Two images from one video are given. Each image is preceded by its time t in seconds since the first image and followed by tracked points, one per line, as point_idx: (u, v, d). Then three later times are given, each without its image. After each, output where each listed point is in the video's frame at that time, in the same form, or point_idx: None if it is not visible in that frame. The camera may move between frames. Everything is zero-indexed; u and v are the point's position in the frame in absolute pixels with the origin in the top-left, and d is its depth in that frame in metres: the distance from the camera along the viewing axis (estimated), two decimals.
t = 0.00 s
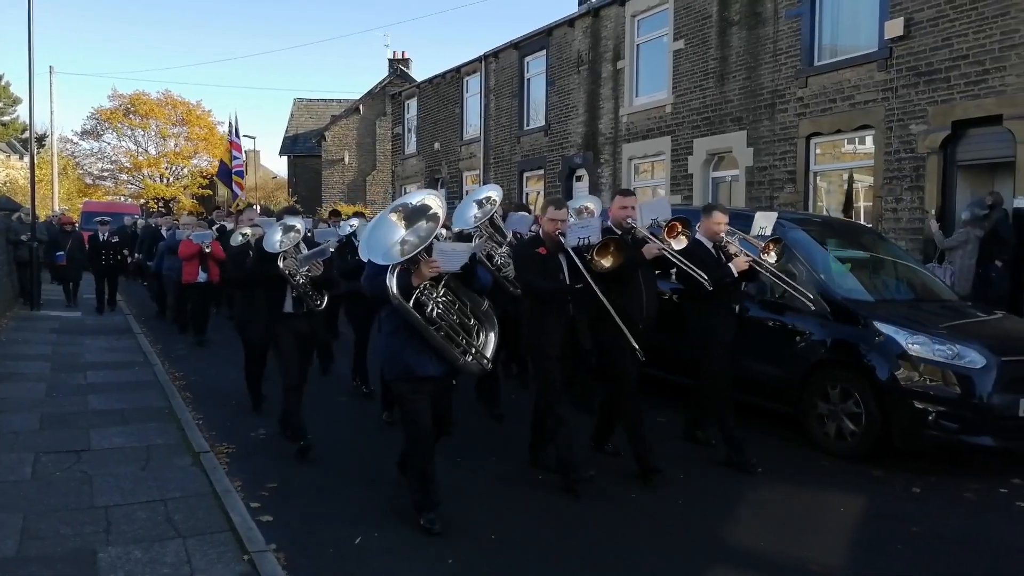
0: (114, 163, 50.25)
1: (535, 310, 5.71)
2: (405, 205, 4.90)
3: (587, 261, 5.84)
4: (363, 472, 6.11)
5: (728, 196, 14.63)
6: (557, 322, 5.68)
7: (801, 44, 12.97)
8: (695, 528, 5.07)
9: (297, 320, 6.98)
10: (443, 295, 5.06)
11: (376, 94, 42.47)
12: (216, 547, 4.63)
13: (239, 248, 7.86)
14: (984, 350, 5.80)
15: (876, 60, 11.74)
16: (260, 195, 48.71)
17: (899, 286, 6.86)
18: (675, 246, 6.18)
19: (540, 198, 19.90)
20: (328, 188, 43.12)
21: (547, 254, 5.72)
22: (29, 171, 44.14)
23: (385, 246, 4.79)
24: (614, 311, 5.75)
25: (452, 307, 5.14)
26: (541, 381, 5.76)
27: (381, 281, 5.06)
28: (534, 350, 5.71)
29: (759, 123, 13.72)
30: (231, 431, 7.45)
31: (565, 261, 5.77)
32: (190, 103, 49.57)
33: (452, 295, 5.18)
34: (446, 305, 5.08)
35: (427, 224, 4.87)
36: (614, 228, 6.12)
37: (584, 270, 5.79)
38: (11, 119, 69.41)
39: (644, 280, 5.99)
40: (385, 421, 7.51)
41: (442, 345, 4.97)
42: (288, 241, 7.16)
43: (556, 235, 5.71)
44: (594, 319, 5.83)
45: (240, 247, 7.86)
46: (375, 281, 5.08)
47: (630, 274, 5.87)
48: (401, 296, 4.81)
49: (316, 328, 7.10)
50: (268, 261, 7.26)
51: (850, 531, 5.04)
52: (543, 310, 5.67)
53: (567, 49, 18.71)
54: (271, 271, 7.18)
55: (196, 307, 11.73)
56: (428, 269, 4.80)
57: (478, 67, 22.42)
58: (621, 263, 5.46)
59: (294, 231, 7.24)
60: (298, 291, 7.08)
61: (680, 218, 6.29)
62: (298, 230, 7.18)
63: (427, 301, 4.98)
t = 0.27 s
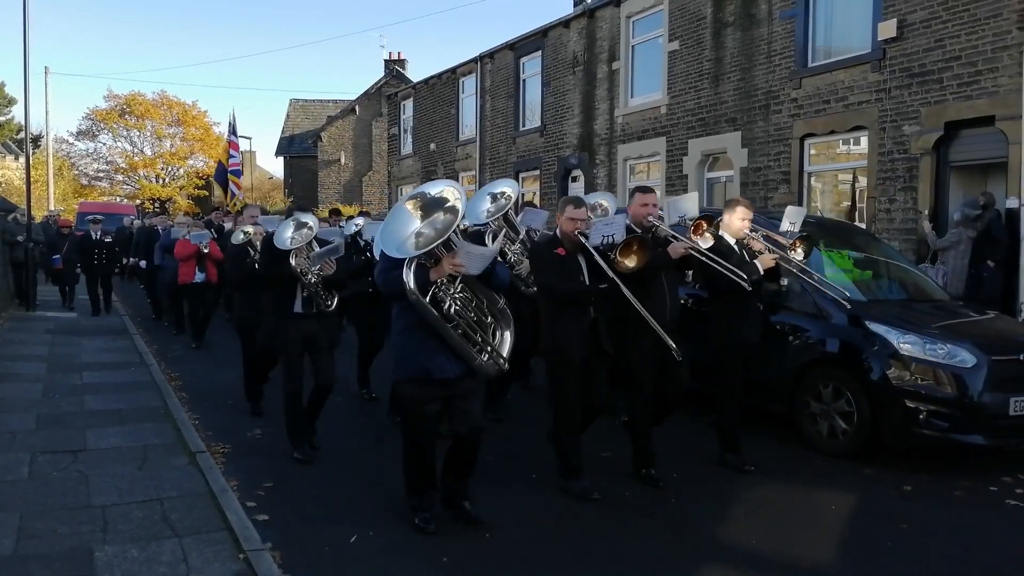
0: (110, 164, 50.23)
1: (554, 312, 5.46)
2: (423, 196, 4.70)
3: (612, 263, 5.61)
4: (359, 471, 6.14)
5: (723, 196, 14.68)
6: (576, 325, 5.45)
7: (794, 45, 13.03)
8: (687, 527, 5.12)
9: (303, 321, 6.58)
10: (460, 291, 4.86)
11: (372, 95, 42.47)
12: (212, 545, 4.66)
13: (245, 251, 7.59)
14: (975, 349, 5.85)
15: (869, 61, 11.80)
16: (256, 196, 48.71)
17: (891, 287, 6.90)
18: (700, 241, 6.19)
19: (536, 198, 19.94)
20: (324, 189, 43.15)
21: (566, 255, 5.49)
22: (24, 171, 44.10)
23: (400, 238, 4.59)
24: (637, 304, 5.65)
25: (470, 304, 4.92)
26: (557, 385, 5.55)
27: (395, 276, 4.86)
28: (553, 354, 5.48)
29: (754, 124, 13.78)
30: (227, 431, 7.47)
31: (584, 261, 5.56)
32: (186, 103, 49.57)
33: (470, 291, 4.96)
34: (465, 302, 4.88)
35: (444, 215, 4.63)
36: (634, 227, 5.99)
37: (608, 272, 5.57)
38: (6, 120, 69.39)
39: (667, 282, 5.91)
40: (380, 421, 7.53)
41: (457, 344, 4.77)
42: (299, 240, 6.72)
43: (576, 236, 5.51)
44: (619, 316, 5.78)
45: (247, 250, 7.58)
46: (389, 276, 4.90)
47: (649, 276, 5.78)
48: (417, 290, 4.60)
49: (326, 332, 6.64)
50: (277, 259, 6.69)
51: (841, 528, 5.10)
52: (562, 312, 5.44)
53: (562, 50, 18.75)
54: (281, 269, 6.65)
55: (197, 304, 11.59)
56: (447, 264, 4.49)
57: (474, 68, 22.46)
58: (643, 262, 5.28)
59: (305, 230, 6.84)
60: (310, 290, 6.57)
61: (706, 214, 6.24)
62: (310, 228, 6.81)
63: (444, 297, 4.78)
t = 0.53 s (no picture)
0: (109, 163, 50.22)
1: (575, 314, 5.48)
2: (451, 202, 4.52)
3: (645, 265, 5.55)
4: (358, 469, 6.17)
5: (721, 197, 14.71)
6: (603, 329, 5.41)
7: (792, 45, 13.07)
8: (683, 525, 5.15)
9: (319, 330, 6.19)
10: (490, 302, 4.67)
11: (371, 95, 42.46)
12: (211, 543, 4.69)
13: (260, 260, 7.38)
14: (970, 349, 5.88)
15: (867, 62, 11.84)
16: (256, 196, 48.71)
17: (887, 287, 6.95)
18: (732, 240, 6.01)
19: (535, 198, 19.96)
20: (323, 189, 43.15)
21: (591, 258, 5.45)
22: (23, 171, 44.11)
23: (426, 246, 4.43)
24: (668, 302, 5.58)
25: (500, 315, 4.73)
26: (564, 379, 5.53)
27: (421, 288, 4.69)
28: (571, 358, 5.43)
29: (752, 124, 13.82)
30: (226, 430, 7.50)
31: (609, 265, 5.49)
32: (185, 103, 49.58)
33: (502, 302, 4.75)
34: (493, 314, 4.68)
35: (473, 222, 4.43)
36: (662, 224, 5.82)
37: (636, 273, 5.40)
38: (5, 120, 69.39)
39: (696, 284, 5.71)
40: (379, 421, 7.56)
41: (486, 358, 4.55)
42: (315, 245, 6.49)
43: (602, 236, 5.45)
44: (646, 318, 5.72)
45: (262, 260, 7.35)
46: (414, 287, 4.74)
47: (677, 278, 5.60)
48: (444, 300, 4.45)
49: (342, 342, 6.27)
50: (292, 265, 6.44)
51: (836, 526, 5.13)
52: (588, 315, 5.44)
53: (561, 51, 18.78)
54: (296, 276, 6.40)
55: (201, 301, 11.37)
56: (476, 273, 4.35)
57: (473, 68, 22.49)
58: (674, 266, 5.28)
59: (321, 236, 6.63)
60: (326, 297, 6.32)
61: (738, 212, 6.11)
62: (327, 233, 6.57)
63: (473, 308, 4.60)
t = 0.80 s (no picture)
0: (108, 163, 50.26)
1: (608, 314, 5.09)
2: (485, 196, 4.21)
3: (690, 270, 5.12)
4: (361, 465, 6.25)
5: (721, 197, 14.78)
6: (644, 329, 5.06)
7: (792, 46, 13.13)
8: (685, 522, 5.21)
9: (345, 329, 5.85)
10: (527, 300, 4.42)
11: (371, 95, 42.49)
12: (218, 539, 4.74)
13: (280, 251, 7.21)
14: (968, 348, 5.94)
15: (867, 63, 11.90)
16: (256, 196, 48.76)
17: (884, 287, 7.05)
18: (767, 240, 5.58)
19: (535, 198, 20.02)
20: (324, 189, 43.20)
21: (629, 261, 5.05)
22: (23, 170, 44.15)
23: (463, 243, 4.07)
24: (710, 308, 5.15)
25: (538, 315, 4.51)
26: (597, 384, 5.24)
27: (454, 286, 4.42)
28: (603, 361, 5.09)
29: (752, 124, 13.88)
30: (230, 428, 7.56)
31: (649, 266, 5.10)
32: (185, 103, 49.65)
33: (538, 301, 4.54)
34: (532, 314, 4.45)
35: (511, 216, 4.10)
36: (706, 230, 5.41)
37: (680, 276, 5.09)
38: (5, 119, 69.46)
39: (742, 287, 5.35)
40: (383, 420, 7.61)
41: (524, 359, 4.34)
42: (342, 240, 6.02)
43: (641, 237, 5.03)
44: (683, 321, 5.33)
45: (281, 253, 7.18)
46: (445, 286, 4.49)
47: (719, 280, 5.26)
48: (476, 298, 4.22)
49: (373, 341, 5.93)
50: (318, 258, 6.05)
51: (836, 524, 5.19)
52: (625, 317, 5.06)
53: (561, 51, 18.83)
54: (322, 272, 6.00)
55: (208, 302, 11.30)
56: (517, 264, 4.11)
57: (473, 69, 22.55)
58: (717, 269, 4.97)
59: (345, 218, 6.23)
60: (351, 295, 5.87)
61: (785, 215, 5.67)
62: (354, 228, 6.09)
63: (510, 307, 4.37)
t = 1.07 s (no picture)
0: (109, 163, 50.29)
1: (650, 324, 4.86)
2: (528, 203, 4.11)
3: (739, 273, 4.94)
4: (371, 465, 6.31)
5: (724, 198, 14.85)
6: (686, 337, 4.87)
7: (795, 48, 13.21)
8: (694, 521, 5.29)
9: (377, 337, 5.69)
10: (576, 316, 4.23)
11: (372, 95, 42.53)
12: (234, 536, 4.82)
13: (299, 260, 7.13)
14: (973, 348, 6.00)
15: (869, 65, 11.97)
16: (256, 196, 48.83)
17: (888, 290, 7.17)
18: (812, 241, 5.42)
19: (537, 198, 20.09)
20: (324, 189, 43.27)
21: (674, 262, 4.85)
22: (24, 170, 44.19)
23: (507, 255, 4.00)
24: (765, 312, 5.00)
25: (587, 330, 4.29)
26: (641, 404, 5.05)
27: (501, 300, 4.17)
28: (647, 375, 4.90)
29: (754, 126, 13.95)
30: (240, 428, 7.63)
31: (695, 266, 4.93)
32: (186, 103, 49.71)
33: (588, 315, 4.34)
34: (581, 329, 4.25)
35: (559, 225, 3.96)
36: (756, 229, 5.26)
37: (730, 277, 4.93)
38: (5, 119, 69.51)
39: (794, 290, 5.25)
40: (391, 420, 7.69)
41: (573, 378, 4.11)
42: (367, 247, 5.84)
43: (686, 238, 4.86)
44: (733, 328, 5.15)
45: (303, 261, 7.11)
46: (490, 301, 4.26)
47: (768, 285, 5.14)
48: (526, 315, 3.98)
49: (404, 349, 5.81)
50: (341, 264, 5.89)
51: (843, 523, 5.27)
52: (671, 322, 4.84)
53: (563, 52, 18.91)
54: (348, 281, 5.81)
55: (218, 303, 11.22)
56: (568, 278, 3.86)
57: (475, 69, 22.63)
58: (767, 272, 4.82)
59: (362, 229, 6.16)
60: (380, 303, 5.67)
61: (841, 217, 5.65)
62: (379, 234, 5.92)
63: (558, 323, 4.16)
